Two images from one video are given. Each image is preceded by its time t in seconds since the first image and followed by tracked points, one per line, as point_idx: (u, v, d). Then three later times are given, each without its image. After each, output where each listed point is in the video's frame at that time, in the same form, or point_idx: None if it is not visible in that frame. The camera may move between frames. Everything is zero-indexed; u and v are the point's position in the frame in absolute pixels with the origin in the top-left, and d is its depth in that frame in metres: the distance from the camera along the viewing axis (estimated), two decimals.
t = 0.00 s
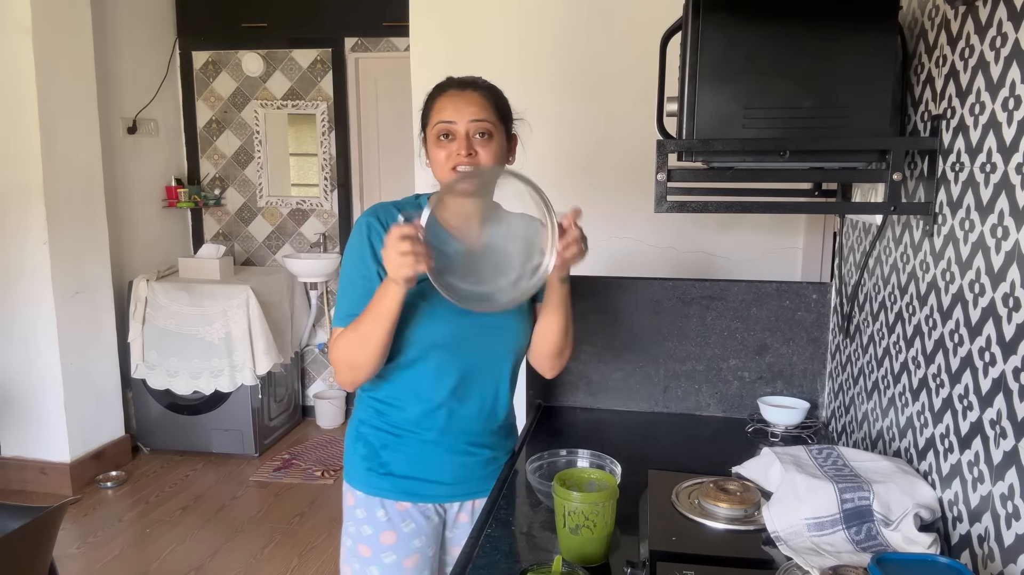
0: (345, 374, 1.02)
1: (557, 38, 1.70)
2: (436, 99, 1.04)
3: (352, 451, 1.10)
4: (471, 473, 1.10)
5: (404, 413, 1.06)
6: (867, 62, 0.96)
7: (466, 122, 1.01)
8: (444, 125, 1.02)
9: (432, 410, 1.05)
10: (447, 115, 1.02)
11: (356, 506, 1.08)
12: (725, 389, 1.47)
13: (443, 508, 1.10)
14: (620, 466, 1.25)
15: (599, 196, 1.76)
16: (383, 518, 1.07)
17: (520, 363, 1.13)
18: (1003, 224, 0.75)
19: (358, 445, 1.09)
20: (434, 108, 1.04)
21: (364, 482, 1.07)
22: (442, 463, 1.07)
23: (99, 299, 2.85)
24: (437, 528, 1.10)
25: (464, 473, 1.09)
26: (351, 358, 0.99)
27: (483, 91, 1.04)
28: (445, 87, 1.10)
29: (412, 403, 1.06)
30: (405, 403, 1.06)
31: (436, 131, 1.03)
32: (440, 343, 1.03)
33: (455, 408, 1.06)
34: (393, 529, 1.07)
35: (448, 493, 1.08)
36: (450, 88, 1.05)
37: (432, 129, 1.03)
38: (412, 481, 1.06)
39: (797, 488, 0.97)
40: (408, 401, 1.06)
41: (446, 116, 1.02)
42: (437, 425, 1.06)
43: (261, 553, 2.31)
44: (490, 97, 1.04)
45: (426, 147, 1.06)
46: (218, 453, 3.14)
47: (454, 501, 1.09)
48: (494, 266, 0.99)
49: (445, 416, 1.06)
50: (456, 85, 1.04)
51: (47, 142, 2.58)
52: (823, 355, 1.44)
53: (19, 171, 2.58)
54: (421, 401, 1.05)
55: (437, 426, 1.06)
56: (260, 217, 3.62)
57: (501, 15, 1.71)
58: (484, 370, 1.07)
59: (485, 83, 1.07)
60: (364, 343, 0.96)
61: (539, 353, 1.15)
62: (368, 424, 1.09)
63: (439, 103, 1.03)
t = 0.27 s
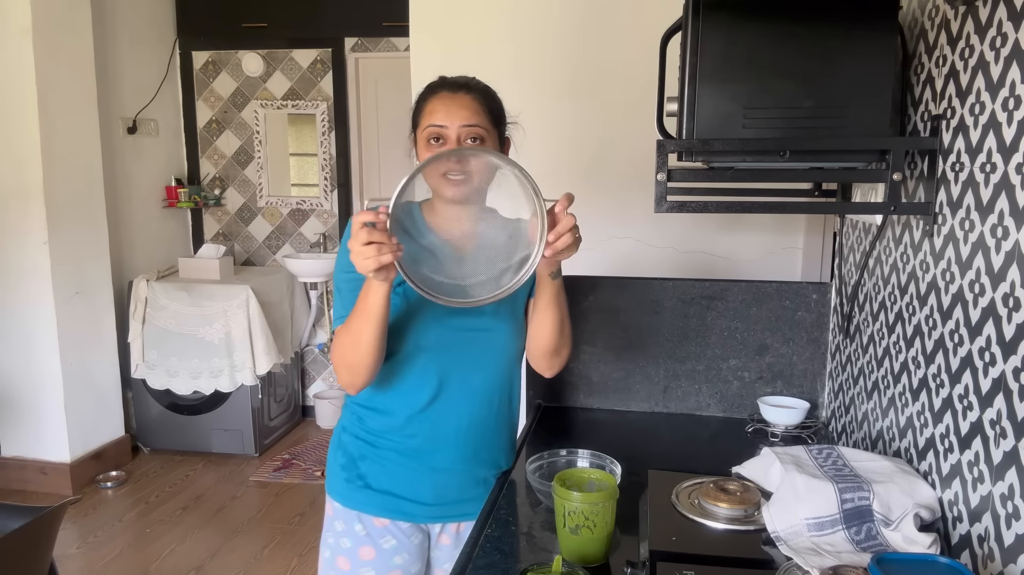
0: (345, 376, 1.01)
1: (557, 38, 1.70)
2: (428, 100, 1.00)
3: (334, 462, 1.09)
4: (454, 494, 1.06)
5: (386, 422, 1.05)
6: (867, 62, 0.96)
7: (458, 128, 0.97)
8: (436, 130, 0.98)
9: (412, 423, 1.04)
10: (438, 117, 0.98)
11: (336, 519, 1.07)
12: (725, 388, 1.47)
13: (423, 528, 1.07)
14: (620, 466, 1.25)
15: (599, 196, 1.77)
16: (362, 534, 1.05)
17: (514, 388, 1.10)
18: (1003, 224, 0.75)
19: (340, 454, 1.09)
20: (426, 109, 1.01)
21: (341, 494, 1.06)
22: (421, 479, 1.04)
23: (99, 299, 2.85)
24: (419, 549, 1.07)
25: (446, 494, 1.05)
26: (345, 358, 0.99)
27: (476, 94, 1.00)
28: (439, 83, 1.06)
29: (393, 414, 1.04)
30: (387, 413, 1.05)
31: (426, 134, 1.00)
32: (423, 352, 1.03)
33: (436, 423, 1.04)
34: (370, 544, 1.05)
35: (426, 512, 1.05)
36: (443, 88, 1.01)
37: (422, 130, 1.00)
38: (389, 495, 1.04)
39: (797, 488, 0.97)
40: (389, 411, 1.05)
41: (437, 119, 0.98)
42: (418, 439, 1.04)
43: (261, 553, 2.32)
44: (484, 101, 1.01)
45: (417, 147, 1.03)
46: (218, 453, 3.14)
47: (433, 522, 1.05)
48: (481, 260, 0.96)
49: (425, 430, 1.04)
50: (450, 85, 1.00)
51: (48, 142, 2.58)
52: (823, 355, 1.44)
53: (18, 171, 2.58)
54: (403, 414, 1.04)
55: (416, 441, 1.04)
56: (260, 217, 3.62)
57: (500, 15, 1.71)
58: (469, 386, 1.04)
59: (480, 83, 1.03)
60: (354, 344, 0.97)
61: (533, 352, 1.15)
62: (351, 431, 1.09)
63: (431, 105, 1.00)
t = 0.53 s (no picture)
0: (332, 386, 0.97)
1: (557, 38, 1.70)
2: (426, 89, 1.00)
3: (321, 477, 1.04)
4: (447, 511, 1.02)
5: (376, 435, 1.00)
6: (867, 62, 0.96)
7: (450, 118, 0.96)
8: (428, 117, 0.97)
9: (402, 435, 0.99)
10: (432, 106, 0.97)
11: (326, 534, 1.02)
12: (725, 388, 1.47)
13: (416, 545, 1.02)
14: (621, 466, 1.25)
15: (599, 196, 1.77)
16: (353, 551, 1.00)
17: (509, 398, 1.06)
18: (1003, 224, 0.75)
19: (328, 468, 1.04)
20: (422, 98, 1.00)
21: (331, 509, 1.01)
22: (413, 495, 1.00)
23: (99, 299, 2.85)
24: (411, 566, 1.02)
25: (439, 510, 1.01)
26: (331, 367, 0.95)
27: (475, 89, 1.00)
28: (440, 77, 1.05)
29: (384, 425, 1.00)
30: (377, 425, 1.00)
31: (419, 122, 0.98)
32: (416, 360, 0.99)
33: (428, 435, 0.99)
34: (361, 562, 1.00)
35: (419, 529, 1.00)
36: (442, 80, 1.01)
37: (416, 118, 0.99)
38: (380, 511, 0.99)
39: (796, 488, 0.97)
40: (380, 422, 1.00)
41: (432, 107, 0.97)
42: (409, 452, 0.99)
43: (261, 553, 2.32)
44: (482, 96, 1.00)
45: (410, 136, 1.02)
46: (218, 453, 3.14)
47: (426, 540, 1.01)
48: (469, 267, 0.94)
49: (416, 443, 0.99)
50: (450, 77, 1.00)
51: (47, 143, 2.58)
52: (823, 355, 1.44)
53: (18, 171, 2.58)
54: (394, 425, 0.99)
55: (408, 454, 0.99)
56: (260, 217, 3.62)
57: (501, 14, 1.71)
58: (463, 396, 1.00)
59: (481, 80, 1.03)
60: (341, 347, 0.93)
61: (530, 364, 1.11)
62: (340, 444, 1.04)
63: (427, 95, 0.99)
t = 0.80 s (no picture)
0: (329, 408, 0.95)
1: (558, 38, 1.70)
2: (430, 93, 0.98)
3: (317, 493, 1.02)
4: (449, 521, 1.01)
5: (373, 449, 0.99)
6: (867, 62, 0.96)
7: (451, 130, 0.95)
8: (428, 125, 0.96)
9: (402, 448, 0.98)
10: (435, 114, 0.96)
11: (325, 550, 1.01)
12: (725, 388, 1.47)
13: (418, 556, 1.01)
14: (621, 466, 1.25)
15: (599, 197, 1.76)
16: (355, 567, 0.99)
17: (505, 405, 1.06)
18: (1003, 224, 0.75)
19: (324, 484, 1.01)
20: (425, 102, 0.98)
21: (330, 526, 0.99)
22: (414, 507, 0.99)
23: (99, 299, 2.85)
24: None
25: (441, 522, 1.00)
26: (328, 388, 0.93)
27: (481, 98, 0.98)
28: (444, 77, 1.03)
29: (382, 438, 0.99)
30: (375, 438, 0.99)
31: (419, 128, 0.97)
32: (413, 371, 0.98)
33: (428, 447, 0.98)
34: None
35: (421, 540, 0.99)
36: (447, 85, 0.99)
37: (417, 123, 0.98)
38: (381, 525, 0.98)
39: (797, 488, 0.97)
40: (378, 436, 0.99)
41: (434, 116, 0.96)
42: (409, 465, 0.98)
43: (261, 553, 2.32)
44: (487, 106, 0.99)
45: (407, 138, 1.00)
46: (218, 453, 3.14)
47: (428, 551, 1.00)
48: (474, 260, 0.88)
49: (416, 455, 0.98)
50: (456, 84, 0.98)
51: (47, 143, 2.58)
52: (823, 355, 1.44)
53: (18, 171, 2.58)
54: (393, 438, 0.98)
55: (408, 467, 0.98)
56: (260, 217, 3.62)
57: (501, 14, 1.71)
58: (461, 405, 1.00)
59: (488, 87, 1.01)
60: (337, 368, 0.91)
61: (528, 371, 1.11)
62: (335, 459, 1.02)
63: (430, 100, 0.97)
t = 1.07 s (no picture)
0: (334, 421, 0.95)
1: (557, 38, 1.70)
2: (407, 105, 0.93)
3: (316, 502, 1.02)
4: (450, 527, 1.01)
5: (374, 456, 0.99)
6: (867, 62, 0.96)
7: (436, 146, 0.91)
8: (412, 144, 0.92)
9: (403, 454, 0.98)
10: (416, 129, 0.92)
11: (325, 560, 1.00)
12: (725, 388, 1.47)
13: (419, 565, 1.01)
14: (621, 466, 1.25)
15: (599, 197, 1.76)
16: None
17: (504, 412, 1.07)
18: (1003, 224, 0.75)
19: (323, 492, 1.01)
20: (404, 114, 0.94)
21: (330, 535, 0.98)
22: (415, 514, 0.98)
23: (99, 299, 2.85)
24: None
25: (442, 529, 1.00)
26: (332, 401, 0.93)
27: (461, 100, 0.94)
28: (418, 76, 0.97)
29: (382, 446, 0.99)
30: (376, 446, 0.99)
31: (403, 145, 0.93)
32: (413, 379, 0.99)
33: (429, 453, 0.99)
34: None
35: (422, 548, 0.99)
36: (422, 92, 0.94)
37: (400, 139, 0.94)
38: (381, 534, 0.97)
39: (797, 488, 0.97)
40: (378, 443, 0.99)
41: (416, 132, 0.92)
42: (410, 471, 0.98)
43: (261, 553, 2.32)
44: (469, 108, 0.94)
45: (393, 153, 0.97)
46: (218, 453, 3.14)
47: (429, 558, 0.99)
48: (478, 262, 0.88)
49: (417, 461, 0.98)
50: (431, 89, 0.93)
51: (47, 142, 2.58)
52: (823, 355, 1.44)
53: (18, 171, 2.58)
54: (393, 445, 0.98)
55: (409, 474, 0.98)
56: (260, 217, 3.61)
57: (501, 14, 1.71)
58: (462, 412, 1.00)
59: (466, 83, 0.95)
60: (339, 382, 0.91)
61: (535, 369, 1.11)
62: (335, 467, 1.02)
63: (409, 113, 0.93)
